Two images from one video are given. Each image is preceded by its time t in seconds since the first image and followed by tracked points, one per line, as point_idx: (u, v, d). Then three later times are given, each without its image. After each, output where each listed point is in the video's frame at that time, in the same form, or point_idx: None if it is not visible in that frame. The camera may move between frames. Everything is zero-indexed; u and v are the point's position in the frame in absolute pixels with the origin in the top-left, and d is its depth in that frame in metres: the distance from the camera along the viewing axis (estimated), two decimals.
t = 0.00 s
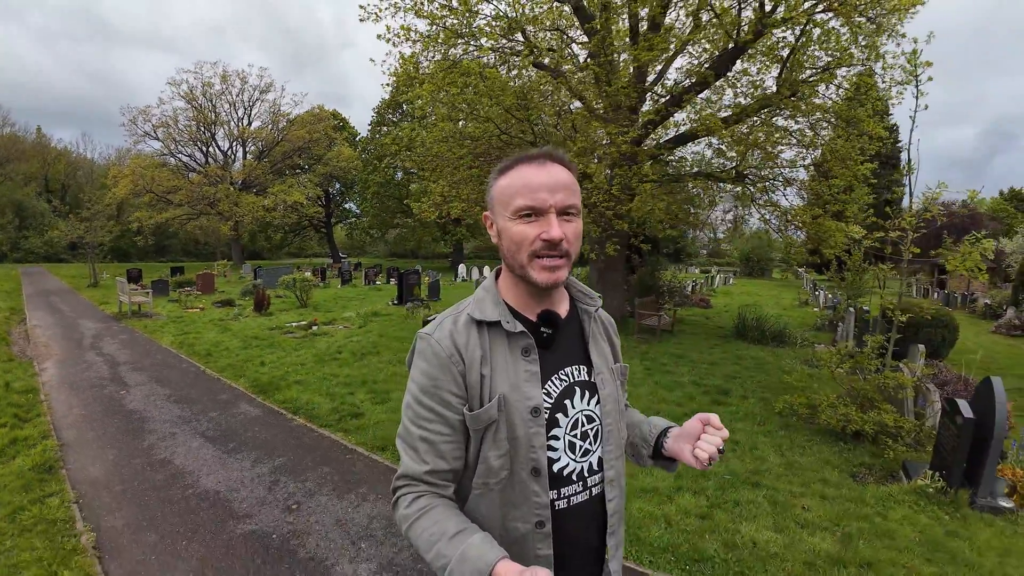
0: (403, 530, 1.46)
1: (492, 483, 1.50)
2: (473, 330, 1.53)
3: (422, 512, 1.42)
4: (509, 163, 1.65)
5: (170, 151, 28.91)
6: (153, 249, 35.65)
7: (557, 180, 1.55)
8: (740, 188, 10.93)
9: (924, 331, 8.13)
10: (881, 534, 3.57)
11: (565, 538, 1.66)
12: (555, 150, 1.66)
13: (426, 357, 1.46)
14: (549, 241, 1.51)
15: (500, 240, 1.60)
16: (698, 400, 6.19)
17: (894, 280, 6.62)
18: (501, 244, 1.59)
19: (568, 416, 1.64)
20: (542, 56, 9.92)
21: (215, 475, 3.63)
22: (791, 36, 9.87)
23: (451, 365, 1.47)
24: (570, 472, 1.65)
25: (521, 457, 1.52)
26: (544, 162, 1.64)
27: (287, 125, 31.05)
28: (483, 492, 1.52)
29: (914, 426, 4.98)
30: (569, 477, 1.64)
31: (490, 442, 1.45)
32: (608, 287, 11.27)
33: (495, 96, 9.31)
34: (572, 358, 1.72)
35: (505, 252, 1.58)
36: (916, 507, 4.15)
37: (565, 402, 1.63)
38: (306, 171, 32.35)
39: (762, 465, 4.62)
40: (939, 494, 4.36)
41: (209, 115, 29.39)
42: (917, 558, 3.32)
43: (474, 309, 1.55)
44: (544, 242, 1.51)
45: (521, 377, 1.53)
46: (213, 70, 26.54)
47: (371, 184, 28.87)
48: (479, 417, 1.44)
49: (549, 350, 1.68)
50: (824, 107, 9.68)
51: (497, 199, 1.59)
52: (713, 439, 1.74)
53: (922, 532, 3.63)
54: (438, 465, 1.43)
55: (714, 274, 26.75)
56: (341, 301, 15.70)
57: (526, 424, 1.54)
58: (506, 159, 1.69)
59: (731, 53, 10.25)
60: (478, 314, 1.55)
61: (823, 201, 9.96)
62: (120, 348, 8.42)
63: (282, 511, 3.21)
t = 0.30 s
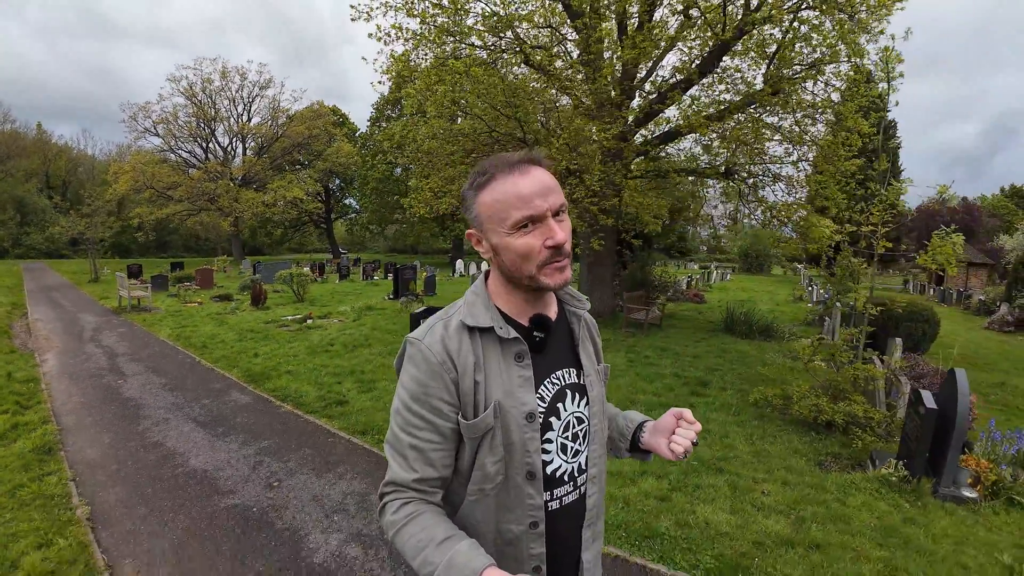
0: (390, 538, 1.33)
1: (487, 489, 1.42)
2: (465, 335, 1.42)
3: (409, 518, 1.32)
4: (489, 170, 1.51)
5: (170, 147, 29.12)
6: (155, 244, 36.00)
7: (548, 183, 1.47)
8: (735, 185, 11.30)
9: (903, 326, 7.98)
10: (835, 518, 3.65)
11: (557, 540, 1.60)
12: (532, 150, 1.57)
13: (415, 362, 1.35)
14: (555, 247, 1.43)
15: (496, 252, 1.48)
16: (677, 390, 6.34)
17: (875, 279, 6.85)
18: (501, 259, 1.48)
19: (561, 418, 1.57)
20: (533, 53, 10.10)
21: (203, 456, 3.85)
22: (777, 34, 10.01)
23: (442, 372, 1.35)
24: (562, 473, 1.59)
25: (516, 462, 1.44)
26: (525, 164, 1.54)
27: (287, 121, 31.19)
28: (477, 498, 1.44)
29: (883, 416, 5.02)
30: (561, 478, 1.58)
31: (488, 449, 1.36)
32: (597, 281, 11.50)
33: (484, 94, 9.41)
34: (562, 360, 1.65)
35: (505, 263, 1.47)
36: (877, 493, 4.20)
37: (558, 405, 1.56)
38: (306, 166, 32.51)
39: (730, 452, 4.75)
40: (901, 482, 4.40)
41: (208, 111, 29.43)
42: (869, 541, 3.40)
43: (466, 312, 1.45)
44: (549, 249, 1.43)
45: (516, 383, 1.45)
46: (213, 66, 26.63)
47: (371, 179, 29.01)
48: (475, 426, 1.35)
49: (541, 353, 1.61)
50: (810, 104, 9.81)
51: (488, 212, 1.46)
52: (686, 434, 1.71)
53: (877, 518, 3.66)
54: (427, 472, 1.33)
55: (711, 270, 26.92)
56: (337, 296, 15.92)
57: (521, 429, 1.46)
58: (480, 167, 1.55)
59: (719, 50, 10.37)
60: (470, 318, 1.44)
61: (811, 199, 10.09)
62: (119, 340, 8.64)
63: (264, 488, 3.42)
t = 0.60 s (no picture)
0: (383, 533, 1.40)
1: (479, 480, 1.47)
2: (452, 328, 1.48)
3: (403, 513, 1.37)
4: (477, 155, 1.54)
5: (174, 145, 29.48)
6: (160, 241, 36.46)
7: (536, 170, 1.50)
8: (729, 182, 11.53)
9: (884, 321, 8.02)
10: (788, 501, 3.80)
11: (550, 526, 1.68)
12: (522, 137, 1.59)
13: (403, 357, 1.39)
14: (538, 236, 1.46)
15: (481, 237, 1.51)
16: (657, 382, 6.55)
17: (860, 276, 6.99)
18: (484, 245, 1.50)
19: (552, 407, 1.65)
20: (526, 52, 10.29)
21: (199, 437, 4.12)
22: (765, 33, 10.15)
23: (431, 366, 1.40)
24: (553, 460, 1.65)
25: (507, 452, 1.50)
26: (516, 150, 1.56)
27: (290, 118, 31.48)
28: (470, 490, 1.49)
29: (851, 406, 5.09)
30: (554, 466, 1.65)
31: (478, 440, 1.41)
32: (588, 277, 11.77)
33: (476, 93, 9.58)
34: (549, 350, 1.72)
35: (488, 249, 1.50)
36: (836, 478, 4.31)
37: (547, 394, 1.64)
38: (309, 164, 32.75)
39: (699, 439, 4.94)
40: (861, 470, 4.45)
41: (212, 109, 29.72)
42: (816, 522, 3.53)
43: (453, 305, 1.50)
44: (533, 236, 1.46)
45: (505, 373, 1.50)
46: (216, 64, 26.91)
47: (372, 176, 29.21)
48: (465, 417, 1.40)
49: (529, 344, 1.67)
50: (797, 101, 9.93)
51: (473, 197, 1.48)
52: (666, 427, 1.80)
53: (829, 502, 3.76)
54: (419, 467, 1.39)
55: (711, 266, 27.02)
56: (337, 291, 16.22)
57: (512, 420, 1.51)
58: (469, 151, 1.57)
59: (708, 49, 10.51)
60: (457, 311, 1.50)
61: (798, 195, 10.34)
62: (123, 333, 8.95)
63: (253, 464, 3.69)
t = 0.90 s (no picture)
0: (362, 528, 1.39)
1: (456, 477, 1.49)
2: (437, 324, 1.48)
3: (382, 508, 1.37)
4: (475, 153, 1.57)
5: (182, 144, 29.93)
6: (170, 240, 37.03)
7: (532, 175, 1.55)
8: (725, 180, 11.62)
9: (870, 319, 8.02)
10: (749, 493, 3.92)
11: (524, 527, 1.70)
12: (520, 140, 1.63)
13: (388, 351, 1.39)
14: (530, 238, 1.50)
15: (473, 236, 1.54)
16: (642, 378, 6.70)
17: (851, 275, 7.05)
18: (476, 241, 1.54)
19: (532, 407, 1.66)
20: (522, 54, 10.45)
21: (195, 425, 4.37)
22: (758, 32, 10.26)
23: (416, 361, 1.41)
24: (531, 462, 1.67)
25: (485, 451, 1.50)
26: (513, 154, 1.61)
27: (296, 118, 31.86)
28: (447, 487, 1.50)
29: (826, 402, 5.18)
30: (531, 468, 1.66)
31: (457, 437, 1.42)
32: (584, 275, 11.96)
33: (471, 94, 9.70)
34: (533, 352, 1.73)
35: (480, 249, 1.53)
36: (804, 471, 4.39)
37: (528, 395, 1.64)
38: (315, 163, 33.05)
39: (674, 434, 5.09)
40: (829, 464, 4.49)
41: (220, 109, 30.14)
42: (773, 513, 3.64)
43: (439, 301, 1.50)
44: (525, 238, 1.50)
45: (487, 372, 1.52)
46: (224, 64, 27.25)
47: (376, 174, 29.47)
48: (446, 414, 1.41)
49: (512, 344, 1.68)
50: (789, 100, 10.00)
51: (468, 194, 1.52)
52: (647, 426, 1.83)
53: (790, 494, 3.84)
54: (400, 462, 1.38)
55: (714, 264, 27.04)
56: (340, 289, 16.50)
57: (492, 418, 1.53)
58: (467, 150, 1.61)
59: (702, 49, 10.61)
60: (443, 307, 1.50)
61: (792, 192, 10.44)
62: (129, 329, 9.25)
63: (243, 449, 3.92)
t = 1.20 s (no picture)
0: (376, 528, 1.41)
1: (468, 481, 1.47)
2: (452, 326, 1.48)
3: (396, 510, 1.37)
4: (498, 156, 1.58)
5: (193, 145, 30.49)
6: (182, 240, 37.74)
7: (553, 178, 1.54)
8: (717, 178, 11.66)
9: (862, 318, 7.90)
10: (716, 485, 3.98)
11: (538, 534, 1.64)
12: (543, 146, 1.63)
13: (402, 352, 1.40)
14: (548, 240, 1.48)
15: (491, 236, 1.53)
16: (630, 375, 6.79)
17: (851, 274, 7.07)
18: (493, 242, 1.52)
19: (545, 413, 1.62)
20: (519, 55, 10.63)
21: (191, 415, 4.59)
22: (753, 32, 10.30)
23: (430, 363, 1.41)
24: (544, 469, 1.63)
25: (498, 455, 1.48)
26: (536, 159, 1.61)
27: (305, 119, 32.31)
28: (459, 490, 1.49)
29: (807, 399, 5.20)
30: (544, 474, 1.61)
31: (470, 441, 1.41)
32: (581, 274, 12.05)
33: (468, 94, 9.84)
34: (548, 357, 1.70)
35: (497, 249, 1.52)
36: (775, 467, 4.32)
37: (542, 400, 1.61)
38: (324, 164, 33.44)
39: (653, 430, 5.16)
40: (803, 460, 4.35)
41: (230, 110, 30.65)
42: (736, 506, 3.67)
43: (454, 304, 1.50)
44: (543, 240, 1.48)
45: (501, 376, 1.50)
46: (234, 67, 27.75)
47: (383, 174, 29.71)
48: (458, 416, 1.41)
49: (528, 348, 1.66)
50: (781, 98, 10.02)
51: (489, 194, 1.51)
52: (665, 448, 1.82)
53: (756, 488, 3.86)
54: (414, 463, 1.39)
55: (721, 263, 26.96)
56: (345, 288, 16.78)
57: (505, 422, 1.51)
58: (492, 152, 1.61)
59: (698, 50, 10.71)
60: (458, 310, 1.50)
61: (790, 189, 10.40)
62: (138, 326, 9.56)
63: (233, 437, 4.13)
